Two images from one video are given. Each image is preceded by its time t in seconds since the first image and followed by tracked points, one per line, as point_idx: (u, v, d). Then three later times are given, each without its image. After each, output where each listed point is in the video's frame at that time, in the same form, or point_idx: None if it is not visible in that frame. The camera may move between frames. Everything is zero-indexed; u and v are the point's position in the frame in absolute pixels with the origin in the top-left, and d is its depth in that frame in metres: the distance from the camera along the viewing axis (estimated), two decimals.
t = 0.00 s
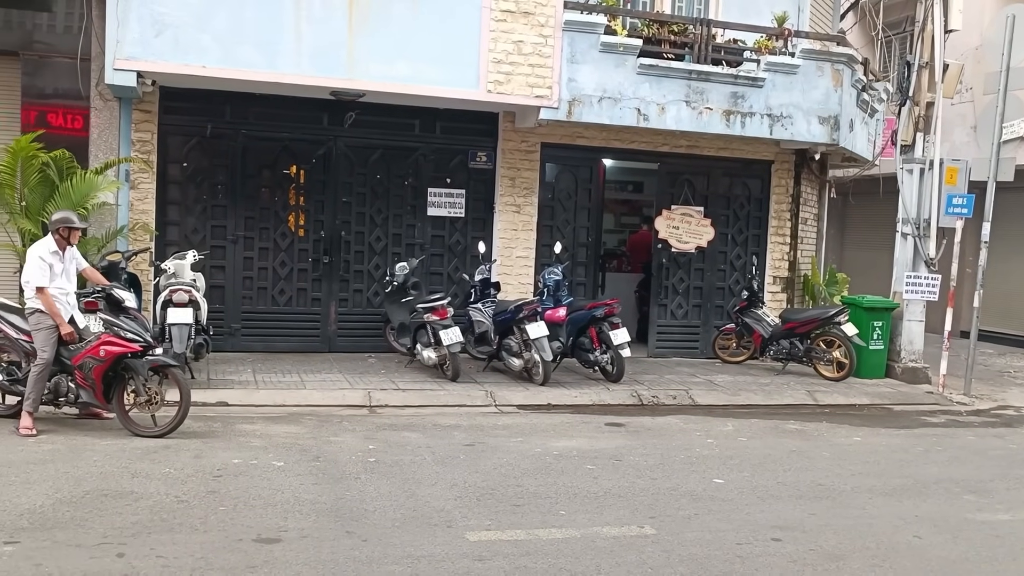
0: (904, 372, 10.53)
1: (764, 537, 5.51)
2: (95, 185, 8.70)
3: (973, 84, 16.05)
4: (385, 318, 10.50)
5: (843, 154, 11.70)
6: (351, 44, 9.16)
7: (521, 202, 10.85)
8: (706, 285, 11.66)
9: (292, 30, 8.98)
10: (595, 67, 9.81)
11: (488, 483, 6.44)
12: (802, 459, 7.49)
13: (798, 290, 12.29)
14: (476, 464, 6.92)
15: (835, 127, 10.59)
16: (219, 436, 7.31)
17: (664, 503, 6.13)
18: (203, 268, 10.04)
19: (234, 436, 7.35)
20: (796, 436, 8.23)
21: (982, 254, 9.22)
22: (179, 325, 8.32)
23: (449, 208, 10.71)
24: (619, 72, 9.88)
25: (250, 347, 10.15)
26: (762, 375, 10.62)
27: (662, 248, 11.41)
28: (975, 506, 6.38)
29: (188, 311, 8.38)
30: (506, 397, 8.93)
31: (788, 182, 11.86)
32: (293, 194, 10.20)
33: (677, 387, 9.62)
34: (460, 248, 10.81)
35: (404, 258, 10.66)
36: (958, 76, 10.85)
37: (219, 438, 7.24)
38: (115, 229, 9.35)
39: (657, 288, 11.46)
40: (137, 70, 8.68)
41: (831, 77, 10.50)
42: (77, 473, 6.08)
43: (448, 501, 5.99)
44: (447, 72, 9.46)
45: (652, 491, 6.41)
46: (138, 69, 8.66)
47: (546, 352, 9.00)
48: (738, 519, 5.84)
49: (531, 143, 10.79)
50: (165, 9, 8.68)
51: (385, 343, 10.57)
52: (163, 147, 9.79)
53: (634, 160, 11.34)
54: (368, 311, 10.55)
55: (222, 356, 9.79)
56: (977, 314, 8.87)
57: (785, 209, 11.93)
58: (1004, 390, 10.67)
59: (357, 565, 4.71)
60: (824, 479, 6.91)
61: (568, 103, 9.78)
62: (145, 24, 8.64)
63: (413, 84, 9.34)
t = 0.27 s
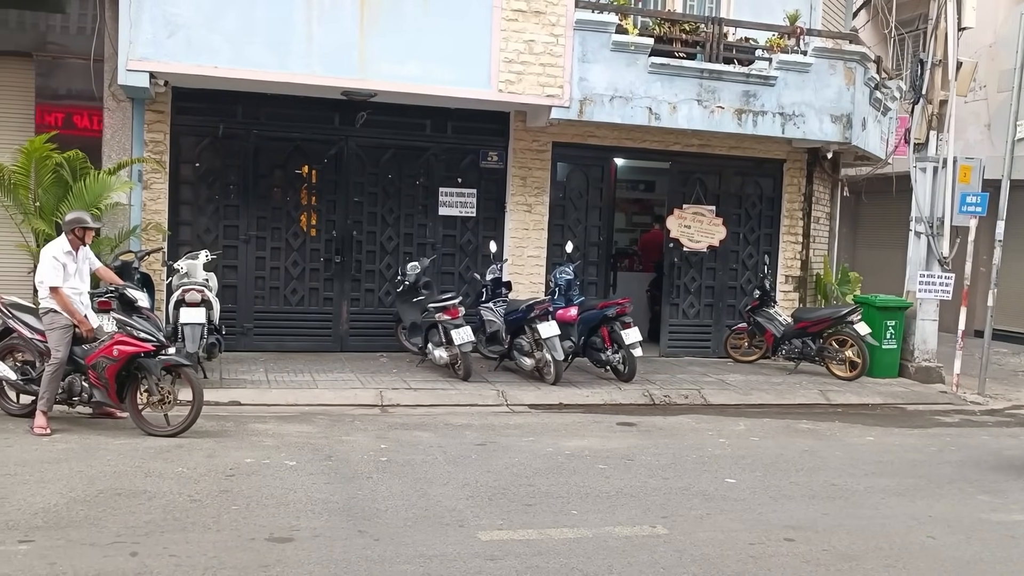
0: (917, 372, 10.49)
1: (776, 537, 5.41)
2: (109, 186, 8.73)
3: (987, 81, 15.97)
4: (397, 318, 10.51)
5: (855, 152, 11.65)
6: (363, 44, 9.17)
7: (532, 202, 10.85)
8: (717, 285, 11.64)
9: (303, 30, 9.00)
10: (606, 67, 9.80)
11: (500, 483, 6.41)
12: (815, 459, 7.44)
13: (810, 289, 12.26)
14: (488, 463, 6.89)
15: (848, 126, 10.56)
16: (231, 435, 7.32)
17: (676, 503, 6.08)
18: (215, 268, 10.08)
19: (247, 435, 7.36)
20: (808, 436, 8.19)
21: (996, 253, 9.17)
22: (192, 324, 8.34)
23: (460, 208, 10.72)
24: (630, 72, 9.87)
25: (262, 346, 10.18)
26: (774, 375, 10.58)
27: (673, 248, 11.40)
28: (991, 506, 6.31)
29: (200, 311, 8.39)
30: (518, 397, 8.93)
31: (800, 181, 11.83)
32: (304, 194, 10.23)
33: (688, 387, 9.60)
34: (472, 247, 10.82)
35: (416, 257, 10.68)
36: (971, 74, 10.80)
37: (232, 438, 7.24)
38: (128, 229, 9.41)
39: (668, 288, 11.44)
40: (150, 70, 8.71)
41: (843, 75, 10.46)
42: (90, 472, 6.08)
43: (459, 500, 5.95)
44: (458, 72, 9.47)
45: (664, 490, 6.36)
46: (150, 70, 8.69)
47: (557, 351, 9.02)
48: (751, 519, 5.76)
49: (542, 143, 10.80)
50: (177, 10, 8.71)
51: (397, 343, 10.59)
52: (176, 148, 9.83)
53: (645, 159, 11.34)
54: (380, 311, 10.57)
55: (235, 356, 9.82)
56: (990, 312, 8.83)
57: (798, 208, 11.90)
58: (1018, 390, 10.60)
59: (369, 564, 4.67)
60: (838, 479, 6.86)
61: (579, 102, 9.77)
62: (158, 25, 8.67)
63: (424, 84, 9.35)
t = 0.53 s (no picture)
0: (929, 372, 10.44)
1: (787, 537, 5.38)
2: (119, 186, 8.76)
3: (999, 80, 15.91)
4: (407, 317, 10.53)
5: (866, 151, 11.62)
6: (372, 44, 9.18)
7: (542, 201, 10.86)
8: (727, 284, 11.62)
9: (313, 30, 9.02)
10: (616, 66, 9.79)
11: (510, 482, 6.40)
12: (826, 459, 7.40)
13: (821, 288, 12.23)
14: (498, 463, 6.88)
15: (859, 125, 10.53)
16: (241, 434, 7.33)
17: (687, 502, 6.06)
18: (225, 268, 10.11)
19: (257, 435, 7.37)
20: (819, 436, 8.16)
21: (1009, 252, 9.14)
22: (202, 324, 8.37)
23: (470, 207, 10.73)
24: (640, 71, 9.86)
25: (272, 346, 10.21)
26: (784, 374, 10.55)
27: (684, 247, 11.36)
28: (1003, 506, 6.26)
29: (211, 310, 8.41)
30: (527, 397, 8.93)
31: (810, 180, 11.81)
32: (314, 194, 10.25)
33: (698, 387, 9.59)
34: (481, 247, 10.83)
35: (425, 257, 10.69)
36: (983, 72, 10.76)
37: (243, 437, 7.25)
38: (139, 229, 9.46)
39: (678, 288, 11.43)
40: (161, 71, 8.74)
41: (854, 73, 10.43)
42: (102, 471, 6.10)
43: (469, 500, 5.94)
44: (467, 71, 9.48)
45: (674, 490, 6.33)
46: (161, 71, 8.72)
47: (566, 351, 9.03)
48: (762, 519, 5.72)
49: (552, 142, 10.80)
50: (188, 10, 8.74)
51: (407, 343, 10.60)
52: (186, 148, 9.87)
53: (655, 158, 11.32)
54: (390, 310, 10.59)
55: (245, 356, 9.85)
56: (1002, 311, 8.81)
57: (808, 207, 11.87)
58: None
59: (378, 564, 4.66)
60: (849, 479, 6.81)
61: (589, 101, 9.77)
62: (168, 25, 8.71)
63: (434, 83, 9.36)
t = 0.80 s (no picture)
0: (936, 371, 10.43)
1: (794, 537, 5.36)
2: (125, 186, 8.78)
3: (1006, 78, 15.87)
4: (413, 317, 10.53)
5: (873, 151, 11.58)
6: (378, 43, 9.19)
7: (548, 201, 10.85)
8: (733, 284, 11.62)
9: (319, 29, 9.02)
10: (622, 65, 9.78)
11: (516, 482, 6.38)
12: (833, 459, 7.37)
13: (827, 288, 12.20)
14: (504, 462, 6.87)
15: (865, 123, 10.51)
16: (247, 434, 7.33)
17: (693, 502, 6.03)
18: (231, 267, 10.12)
19: (263, 434, 7.36)
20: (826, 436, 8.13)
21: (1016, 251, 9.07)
22: (209, 324, 8.38)
23: (475, 207, 10.73)
24: (646, 70, 9.84)
25: (279, 346, 10.22)
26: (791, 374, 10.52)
27: (690, 246, 11.39)
28: (1011, 506, 6.22)
29: (217, 310, 8.43)
30: (533, 396, 8.92)
31: (817, 179, 11.78)
32: (320, 193, 10.26)
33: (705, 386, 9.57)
34: (487, 246, 10.82)
35: (431, 257, 10.69)
36: (990, 71, 10.71)
37: (249, 437, 7.25)
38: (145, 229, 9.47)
39: (684, 287, 11.44)
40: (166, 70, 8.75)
41: (860, 72, 10.41)
42: (108, 470, 6.10)
43: (476, 499, 5.93)
44: (473, 71, 9.49)
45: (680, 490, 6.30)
46: (168, 71, 8.73)
47: (572, 351, 9.05)
48: (767, 519, 5.69)
49: (557, 141, 10.80)
50: (194, 11, 8.75)
51: (412, 342, 10.60)
52: (192, 148, 9.87)
53: (661, 157, 11.32)
54: (396, 310, 10.59)
55: (251, 355, 9.86)
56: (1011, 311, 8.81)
57: (814, 206, 11.85)
58: None
59: (384, 564, 4.65)
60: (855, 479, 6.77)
61: (595, 100, 9.75)
62: (174, 25, 8.71)
63: (440, 83, 9.37)
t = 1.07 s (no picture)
0: (939, 371, 10.40)
1: (798, 536, 5.35)
2: (128, 185, 8.77)
3: (1010, 77, 15.85)
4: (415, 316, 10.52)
5: (877, 149, 11.57)
6: (381, 42, 9.18)
7: (551, 200, 10.84)
8: (737, 283, 11.62)
9: (322, 28, 9.01)
10: (625, 64, 9.77)
11: (519, 481, 6.36)
12: (837, 458, 7.34)
13: (830, 287, 12.18)
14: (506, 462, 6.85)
15: (869, 122, 10.51)
16: (250, 433, 7.31)
17: (697, 501, 6.01)
18: (234, 267, 10.12)
19: (266, 433, 7.35)
20: (830, 435, 8.11)
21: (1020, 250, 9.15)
22: (212, 323, 8.34)
23: (478, 206, 10.72)
24: (649, 68, 9.83)
25: (282, 345, 10.22)
26: (795, 373, 10.51)
27: (693, 245, 11.40)
28: (1015, 506, 6.19)
29: (220, 309, 8.42)
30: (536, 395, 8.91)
31: (820, 178, 11.79)
32: (323, 192, 10.25)
33: (708, 385, 9.57)
34: (490, 246, 10.82)
35: (434, 256, 10.68)
36: (993, 70, 10.71)
37: (251, 436, 7.23)
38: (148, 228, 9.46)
39: (687, 287, 11.48)
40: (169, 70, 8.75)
41: (864, 71, 10.41)
42: (110, 470, 6.09)
43: (478, 499, 5.91)
44: (476, 69, 9.48)
45: (683, 489, 6.28)
46: (170, 70, 8.73)
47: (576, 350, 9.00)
48: (771, 519, 5.67)
49: (560, 140, 10.79)
50: (196, 10, 8.75)
51: (415, 341, 10.59)
52: (195, 147, 9.87)
53: (664, 156, 11.33)
54: (398, 309, 10.58)
55: (254, 354, 9.86)
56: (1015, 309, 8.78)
57: (818, 205, 11.84)
58: None
59: (386, 563, 4.64)
60: (859, 478, 6.75)
61: (598, 99, 9.75)
62: (177, 24, 8.71)
63: (443, 82, 9.36)
